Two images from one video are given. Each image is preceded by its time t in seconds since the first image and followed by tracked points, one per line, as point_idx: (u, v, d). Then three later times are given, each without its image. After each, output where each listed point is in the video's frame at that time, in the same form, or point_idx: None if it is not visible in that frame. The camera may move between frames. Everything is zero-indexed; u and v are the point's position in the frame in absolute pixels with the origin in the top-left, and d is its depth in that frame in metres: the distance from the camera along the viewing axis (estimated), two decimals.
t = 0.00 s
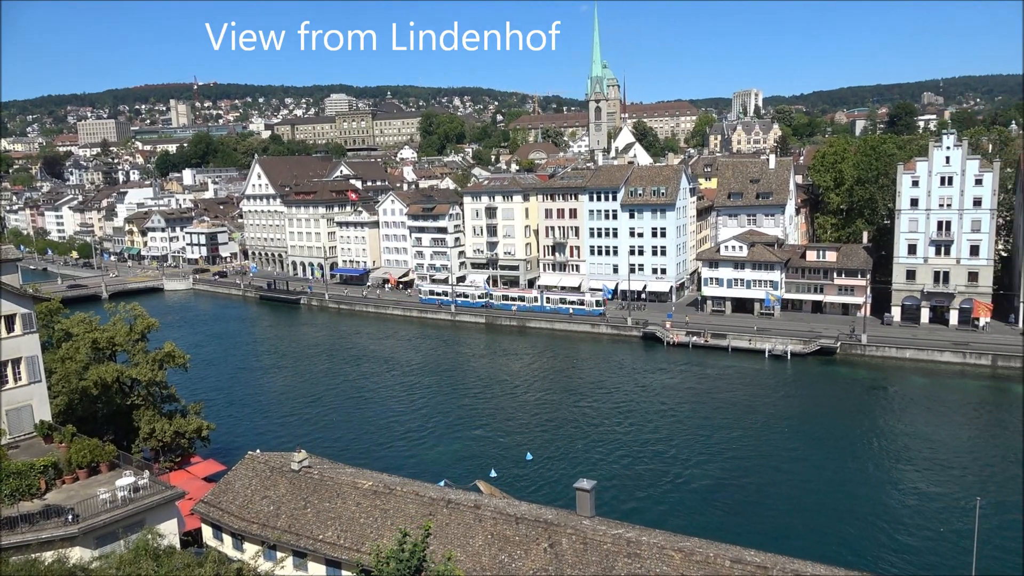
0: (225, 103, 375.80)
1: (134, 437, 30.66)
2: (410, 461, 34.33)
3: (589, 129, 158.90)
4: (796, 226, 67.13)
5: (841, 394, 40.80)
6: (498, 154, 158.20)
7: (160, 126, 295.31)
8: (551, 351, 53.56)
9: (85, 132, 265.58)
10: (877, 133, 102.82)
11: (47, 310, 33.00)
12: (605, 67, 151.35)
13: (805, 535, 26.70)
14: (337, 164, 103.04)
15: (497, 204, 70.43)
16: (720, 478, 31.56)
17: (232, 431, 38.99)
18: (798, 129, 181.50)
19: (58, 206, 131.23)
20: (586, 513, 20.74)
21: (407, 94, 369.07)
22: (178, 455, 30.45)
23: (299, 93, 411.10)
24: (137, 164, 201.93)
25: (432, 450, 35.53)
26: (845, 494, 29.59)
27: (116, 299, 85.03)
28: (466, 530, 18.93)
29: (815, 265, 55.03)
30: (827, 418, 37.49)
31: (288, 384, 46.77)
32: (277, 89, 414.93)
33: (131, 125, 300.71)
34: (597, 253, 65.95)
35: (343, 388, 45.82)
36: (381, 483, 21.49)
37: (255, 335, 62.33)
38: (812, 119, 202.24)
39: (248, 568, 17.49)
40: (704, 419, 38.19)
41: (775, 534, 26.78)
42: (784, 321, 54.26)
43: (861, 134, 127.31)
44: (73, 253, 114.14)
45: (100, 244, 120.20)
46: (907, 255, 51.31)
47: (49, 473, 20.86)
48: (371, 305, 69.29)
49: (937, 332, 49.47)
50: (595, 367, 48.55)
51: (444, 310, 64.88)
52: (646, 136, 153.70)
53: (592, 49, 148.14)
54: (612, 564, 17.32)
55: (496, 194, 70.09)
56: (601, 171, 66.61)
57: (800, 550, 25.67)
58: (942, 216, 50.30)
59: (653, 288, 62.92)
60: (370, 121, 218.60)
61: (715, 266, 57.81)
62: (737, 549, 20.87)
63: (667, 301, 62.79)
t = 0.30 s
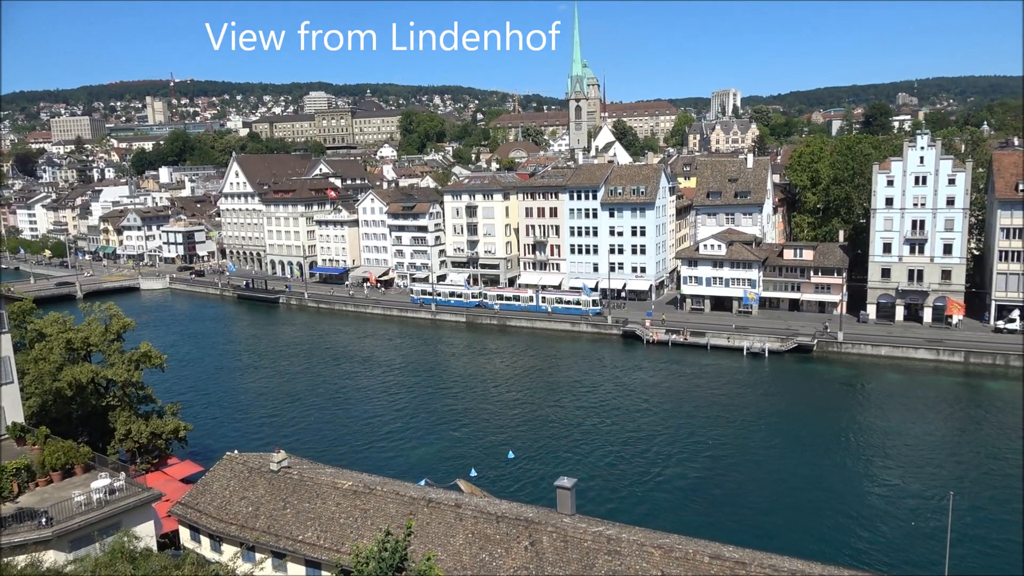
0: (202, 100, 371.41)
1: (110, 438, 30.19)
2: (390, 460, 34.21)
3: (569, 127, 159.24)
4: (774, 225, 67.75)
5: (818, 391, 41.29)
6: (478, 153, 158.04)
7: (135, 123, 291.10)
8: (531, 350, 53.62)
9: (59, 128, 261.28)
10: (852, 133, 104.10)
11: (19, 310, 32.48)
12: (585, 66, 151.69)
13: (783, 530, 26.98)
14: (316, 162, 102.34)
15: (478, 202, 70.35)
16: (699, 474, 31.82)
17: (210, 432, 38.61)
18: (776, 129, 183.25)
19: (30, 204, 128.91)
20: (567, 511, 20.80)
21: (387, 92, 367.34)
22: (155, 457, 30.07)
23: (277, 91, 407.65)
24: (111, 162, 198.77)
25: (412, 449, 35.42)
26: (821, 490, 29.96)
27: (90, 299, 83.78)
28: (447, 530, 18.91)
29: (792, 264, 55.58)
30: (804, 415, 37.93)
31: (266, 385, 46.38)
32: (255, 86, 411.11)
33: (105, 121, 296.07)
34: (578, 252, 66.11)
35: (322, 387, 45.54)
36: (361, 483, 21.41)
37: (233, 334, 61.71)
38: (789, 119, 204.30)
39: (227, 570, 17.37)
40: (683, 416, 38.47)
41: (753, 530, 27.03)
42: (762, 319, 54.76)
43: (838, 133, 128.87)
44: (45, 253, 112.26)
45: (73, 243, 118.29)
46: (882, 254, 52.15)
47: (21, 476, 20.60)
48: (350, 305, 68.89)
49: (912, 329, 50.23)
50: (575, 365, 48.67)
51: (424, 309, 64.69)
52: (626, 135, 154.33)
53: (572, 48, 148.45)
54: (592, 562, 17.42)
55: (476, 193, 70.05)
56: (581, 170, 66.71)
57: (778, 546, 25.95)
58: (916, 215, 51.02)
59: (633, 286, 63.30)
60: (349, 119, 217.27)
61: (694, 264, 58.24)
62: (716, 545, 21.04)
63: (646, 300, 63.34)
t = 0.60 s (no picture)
0: (175, 97, 366.14)
1: (80, 441, 29.70)
2: (366, 461, 34.04)
3: (546, 127, 159.49)
4: (748, 225, 68.45)
5: (791, 389, 41.82)
6: (455, 152, 157.71)
7: (105, 120, 286.04)
8: (508, 349, 53.63)
9: (26, 125, 256.12)
10: (825, 134, 105.49)
11: None
12: (562, 65, 152.09)
13: (757, 527, 27.30)
14: (291, 161, 101.45)
15: (455, 202, 70.23)
16: (674, 472, 32.08)
17: (183, 434, 38.11)
18: (750, 129, 185.26)
19: None
20: (544, 509, 20.85)
21: (364, 90, 365.13)
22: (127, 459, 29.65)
23: (251, 88, 403.26)
24: (81, 159, 195.21)
25: (389, 449, 35.26)
26: (793, 486, 30.35)
27: (60, 299, 82.24)
28: (424, 530, 18.87)
29: (766, 263, 56.19)
30: (778, 412, 38.39)
31: (240, 385, 45.89)
32: (229, 84, 406.32)
33: (74, 118, 290.55)
34: (554, 251, 66.25)
35: (297, 388, 45.14)
36: (338, 484, 21.27)
37: (206, 335, 60.95)
38: (763, 119, 206.54)
39: (200, 573, 17.17)
40: (659, 414, 38.73)
41: (728, 527, 27.32)
42: (736, 318, 55.34)
43: (811, 134, 130.62)
44: (13, 251, 109.94)
45: (42, 242, 116.01)
46: (854, 253, 52.95)
47: None
48: (326, 304, 68.39)
49: (883, 327, 51.06)
50: (552, 365, 48.76)
51: (401, 309, 64.40)
52: (603, 134, 155.06)
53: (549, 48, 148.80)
54: (569, 560, 17.49)
55: (453, 192, 69.90)
56: (558, 169, 66.81)
57: (752, 542, 26.25)
58: (887, 215, 51.87)
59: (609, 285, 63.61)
60: (325, 117, 215.76)
61: (669, 263, 58.64)
62: (691, 541, 21.21)
63: (623, 299, 63.68)
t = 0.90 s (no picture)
0: (145, 96, 360.51)
1: (50, 447, 29.19)
2: (342, 463, 33.79)
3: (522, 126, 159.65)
4: (722, 224, 69.07)
5: (766, 385, 42.30)
6: (431, 151, 157.24)
7: (74, 120, 280.67)
8: (486, 348, 53.58)
9: None
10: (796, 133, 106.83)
11: None
12: (537, 65, 152.40)
13: (734, 521, 27.58)
14: (265, 160, 100.43)
15: (431, 201, 70.01)
16: (651, 469, 32.27)
17: (156, 439, 37.54)
18: (724, 128, 187.09)
19: None
20: (523, 508, 20.84)
21: (338, 89, 362.61)
22: (99, 465, 29.17)
23: (224, 88, 398.54)
24: (49, 159, 191.37)
25: (366, 451, 35.06)
26: (768, 482, 30.68)
27: (27, 303, 80.61)
28: (402, 531, 18.80)
29: (740, 261, 56.72)
30: (753, 408, 38.80)
31: (214, 388, 45.33)
32: (201, 83, 401.14)
33: (42, 117, 284.84)
34: (531, 251, 66.33)
35: (273, 390, 44.70)
36: (315, 486, 21.10)
37: (179, 337, 60.11)
38: (737, 119, 208.63)
39: None
40: (635, 412, 38.95)
41: (706, 522, 27.55)
42: (712, 315, 55.84)
43: (783, 133, 132.31)
44: None
45: (8, 245, 113.59)
46: (826, 251, 53.66)
47: None
48: (301, 305, 67.78)
49: (854, 323, 51.87)
50: (529, 364, 48.78)
51: (378, 309, 64.08)
52: (578, 133, 155.65)
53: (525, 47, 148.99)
54: (548, 559, 17.53)
55: (429, 191, 69.72)
56: (534, 169, 66.88)
57: (729, 538, 26.50)
58: (858, 212, 52.64)
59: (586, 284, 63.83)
60: (299, 117, 214.08)
61: (645, 262, 58.97)
62: (669, 538, 21.31)
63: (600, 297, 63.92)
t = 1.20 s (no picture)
0: (100, 101, 352.00)
1: (7, 464, 28.32)
2: (311, 471, 33.38)
3: (486, 127, 159.56)
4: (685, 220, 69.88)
5: (732, 379, 42.90)
6: (395, 153, 156.31)
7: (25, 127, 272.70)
8: (455, 350, 53.42)
9: None
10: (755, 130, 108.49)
11: None
12: (499, 65, 152.47)
13: (704, 515, 27.91)
14: (225, 165, 98.83)
15: (396, 204, 69.62)
16: (621, 466, 32.49)
17: (119, 452, 36.67)
18: (685, 126, 189.40)
19: None
20: (495, 509, 20.76)
21: (300, 92, 358.43)
22: (59, 480, 28.38)
23: (181, 92, 391.17)
24: None
25: (335, 457, 34.69)
26: (736, 474, 31.11)
27: None
28: (374, 537, 18.64)
29: (704, 257, 57.41)
30: (719, 402, 39.33)
31: (178, 398, 44.46)
32: (157, 87, 393.19)
33: None
34: (497, 251, 66.34)
35: (239, 398, 44.01)
36: (284, 495, 20.80)
37: (141, 348, 58.81)
38: (698, 117, 211.29)
39: None
40: (604, 410, 39.20)
41: (677, 517, 27.83)
42: (678, 312, 56.45)
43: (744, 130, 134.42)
44: None
45: None
46: (787, 245, 54.60)
47: None
48: (266, 311, 66.84)
49: (816, 316, 52.85)
50: (498, 364, 48.76)
51: (344, 314, 63.47)
52: (542, 133, 156.09)
53: (487, 48, 148.98)
54: (522, 559, 17.54)
55: (394, 194, 69.32)
56: (499, 169, 66.88)
57: (700, 531, 26.79)
58: (817, 207, 53.65)
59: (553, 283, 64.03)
60: (259, 120, 211.29)
61: (612, 260, 59.39)
62: (641, 533, 21.42)
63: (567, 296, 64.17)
